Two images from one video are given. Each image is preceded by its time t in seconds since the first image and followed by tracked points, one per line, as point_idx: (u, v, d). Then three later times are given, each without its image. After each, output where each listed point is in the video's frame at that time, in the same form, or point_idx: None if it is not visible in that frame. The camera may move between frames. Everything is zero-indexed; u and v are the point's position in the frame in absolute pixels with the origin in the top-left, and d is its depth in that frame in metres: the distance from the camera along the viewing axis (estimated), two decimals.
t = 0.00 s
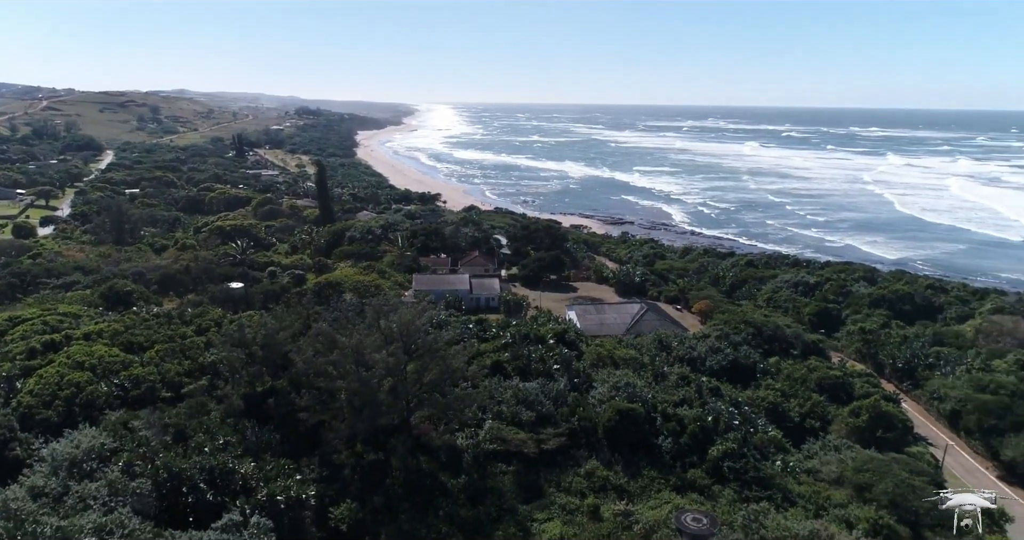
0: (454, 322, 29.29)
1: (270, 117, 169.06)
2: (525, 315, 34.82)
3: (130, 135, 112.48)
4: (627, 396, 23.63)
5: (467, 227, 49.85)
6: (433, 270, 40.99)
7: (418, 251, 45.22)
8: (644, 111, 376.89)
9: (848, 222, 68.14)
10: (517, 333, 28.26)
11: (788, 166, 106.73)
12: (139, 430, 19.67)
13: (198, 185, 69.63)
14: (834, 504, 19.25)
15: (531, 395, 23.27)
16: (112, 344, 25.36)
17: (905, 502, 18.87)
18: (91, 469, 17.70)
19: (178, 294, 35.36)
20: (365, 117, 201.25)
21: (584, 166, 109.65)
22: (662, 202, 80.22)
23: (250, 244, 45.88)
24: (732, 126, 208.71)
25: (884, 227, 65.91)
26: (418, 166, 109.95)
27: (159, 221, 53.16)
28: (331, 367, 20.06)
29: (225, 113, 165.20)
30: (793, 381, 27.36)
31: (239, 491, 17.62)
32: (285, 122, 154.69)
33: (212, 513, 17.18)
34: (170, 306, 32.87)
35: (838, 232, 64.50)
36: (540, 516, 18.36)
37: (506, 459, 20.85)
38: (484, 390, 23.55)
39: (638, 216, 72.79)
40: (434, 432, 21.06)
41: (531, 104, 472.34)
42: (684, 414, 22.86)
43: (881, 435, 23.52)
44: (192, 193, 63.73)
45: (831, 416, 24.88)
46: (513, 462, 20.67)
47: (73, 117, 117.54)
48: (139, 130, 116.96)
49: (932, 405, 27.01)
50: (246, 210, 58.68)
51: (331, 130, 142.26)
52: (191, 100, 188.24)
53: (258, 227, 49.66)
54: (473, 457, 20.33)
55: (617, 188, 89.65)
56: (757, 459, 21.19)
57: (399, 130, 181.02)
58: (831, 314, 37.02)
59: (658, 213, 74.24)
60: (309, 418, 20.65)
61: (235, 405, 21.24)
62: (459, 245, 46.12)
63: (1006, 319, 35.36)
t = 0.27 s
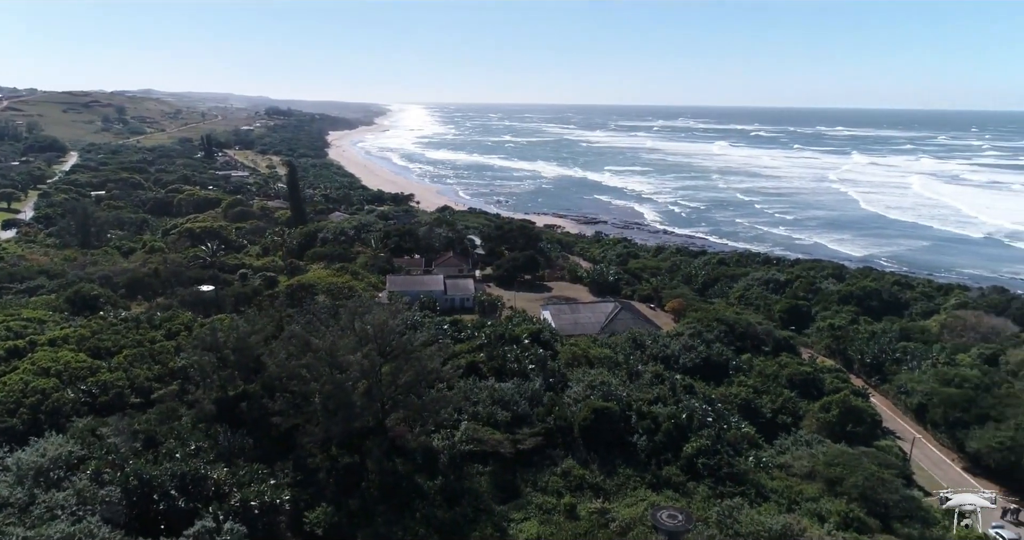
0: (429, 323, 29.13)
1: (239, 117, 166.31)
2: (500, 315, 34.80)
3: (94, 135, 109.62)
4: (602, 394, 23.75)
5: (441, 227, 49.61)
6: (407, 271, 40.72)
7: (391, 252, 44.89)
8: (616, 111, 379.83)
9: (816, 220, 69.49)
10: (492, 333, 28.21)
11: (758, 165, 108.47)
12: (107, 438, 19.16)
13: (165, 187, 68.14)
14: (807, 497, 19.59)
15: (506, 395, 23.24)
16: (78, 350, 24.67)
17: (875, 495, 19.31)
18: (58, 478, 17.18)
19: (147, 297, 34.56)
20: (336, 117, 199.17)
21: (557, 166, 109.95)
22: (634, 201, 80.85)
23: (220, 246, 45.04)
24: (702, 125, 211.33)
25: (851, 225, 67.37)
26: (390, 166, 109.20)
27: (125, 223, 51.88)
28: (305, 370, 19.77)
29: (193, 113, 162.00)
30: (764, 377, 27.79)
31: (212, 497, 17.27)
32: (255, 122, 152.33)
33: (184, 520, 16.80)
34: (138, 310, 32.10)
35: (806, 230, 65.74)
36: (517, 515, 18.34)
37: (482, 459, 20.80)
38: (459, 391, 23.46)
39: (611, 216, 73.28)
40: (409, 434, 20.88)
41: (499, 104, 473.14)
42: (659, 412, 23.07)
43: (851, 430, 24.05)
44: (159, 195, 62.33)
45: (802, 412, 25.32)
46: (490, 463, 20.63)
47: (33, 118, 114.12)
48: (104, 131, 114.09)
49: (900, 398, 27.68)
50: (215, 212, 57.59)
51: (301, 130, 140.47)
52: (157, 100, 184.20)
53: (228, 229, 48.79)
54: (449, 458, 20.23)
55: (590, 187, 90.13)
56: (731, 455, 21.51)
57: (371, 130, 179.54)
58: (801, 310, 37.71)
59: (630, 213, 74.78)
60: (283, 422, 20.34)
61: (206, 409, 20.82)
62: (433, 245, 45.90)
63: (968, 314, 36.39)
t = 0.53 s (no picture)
0: (403, 324, 28.92)
1: (207, 117, 163.43)
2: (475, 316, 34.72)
3: (56, 136, 106.65)
4: (577, 394, 23.84)
5: (414, 227, 49.33)
6: (381, 273, 40.41)
7: (365, 254, 44.51)
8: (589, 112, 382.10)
9: (785, 219, 70.71)
10: (467, 334, 28.11)
11: (728, 164, 110.04)
12: (74, 446, 18.66)
13: (132, 189, 66.61)
14: (779, 492, 19.91)
15: (482, 396, 23.19)
16: (42, 356, 23.98)
17: (845, 489, 19.70)
18: (22, 488, 16.68)
19: (114, 302, 33.74)
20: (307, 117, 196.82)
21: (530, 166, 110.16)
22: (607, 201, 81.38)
23: (190, 249, 44.18)
24: (673, 125, 213.64)
25: (819, 223, 68.70)
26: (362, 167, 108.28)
27: (90, 226, 50.58)
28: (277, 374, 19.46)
29: (159, 113, 158.67)
30: (737, 374, 28.18)
31: (183, 504, 16.92)
32: (223, 122, 149.80)
33: (155, 528, 16.43)
34: (105, 315, 31.32)
35: (776, 229, 66.87)
36: (493, 516, 18.29)
37: (458, 461, 20.71)
38: (434, 393, 23.33)
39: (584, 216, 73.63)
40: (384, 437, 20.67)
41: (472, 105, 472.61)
42: (633, 410, 23.24)
43: (821, 425, 24.54)
44: (125, 197, 60.90)
45: (774, 408, 25.74)
46: (466, 464, 20.55)
47: None
48: (67, 132, 111.11)
49: (868, 393, 28.29)
50: (184, 213, 56.48)
51: (271, 131, 138.54)
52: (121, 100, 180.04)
53: (198, 231, 47.88)
54: (424, 460, 20.09)
55: (562, 187, 90.47)
56: (706, 452, 21.76)
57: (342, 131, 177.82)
58: (772, 308, 38.34)
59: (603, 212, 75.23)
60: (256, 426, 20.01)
61: (176, 415, 20.39)
62: (406, 246, 45.63)
63: (932, 309, 37.36)
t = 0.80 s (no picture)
0: (380, 326, 28.72)
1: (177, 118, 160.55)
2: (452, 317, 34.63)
3: (20, 138, 103.87)
4: (556, 393, 23.91)
5: (391, 228, 49.04)
6: (357, 274, 40.11)
7: (340, 255, 44.13)
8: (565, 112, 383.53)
9: (759, 218, 71.72)
10: (445, 335, 28.00)
11: (702, 164, 111.24)
12: (44, 454, 18.22)
13: (100, 191, 65.17)
14: (755, 488, 20.17)
15: (460, 397, 23.12)
16: (9, 363, 23.35)
17: (820, 483, 20.04)
18: None
19: (84, 306, 32.97)
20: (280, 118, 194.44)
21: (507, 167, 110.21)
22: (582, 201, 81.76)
23: (162, 252, 43.37)
24: (648, 125, 215.44)
25: (791, 222, 69.80)
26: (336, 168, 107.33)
27: (57, 229, 49.36)
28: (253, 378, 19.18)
29: (127, 114, 155.44)
30: (713, 371, 28.50)
31: (158, 512, 16.62)
32: (193, 123, 147.28)
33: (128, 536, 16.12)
34: (74, 320, 30.60)
35: (749, 228, 67.78)
36: (473, 518, 18.25)
37: (436, 462, 20.63)
38: (411, 395, 23.20)
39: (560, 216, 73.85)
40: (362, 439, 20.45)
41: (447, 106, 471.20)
42: (612, 409, 23.39)
43: (796, 420, 24.96)
44: (92, 199, 59.53)
45: (749, 405, 26.09)
46: (445, 465, 20.48)
47: None
48: (33, 133, 108.44)
49: (841, 389, 28.79)
50: (154, 216, 55.41)
51: (243, 131, 136.63)
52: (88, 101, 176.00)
53: (169, 233, 47.03)
54: (402, 463, 19.94)
55: (538, 187, 90.71)
56: (683, 450, 21.99)
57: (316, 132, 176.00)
58: (747, 306, 38.84)
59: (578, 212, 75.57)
60: (231, 431, 19.71)
61: (149, 421, 20.01)
62: (382, 247, 45.35)
63: (901, 305, 38.17)
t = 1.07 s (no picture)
0: (356, 328, 28.52)
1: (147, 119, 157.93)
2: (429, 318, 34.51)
3: None
4: (533, 394, 23.93)
5: (366, 230, 48.72)
6: (332, 276, 39.81)
7: (314, 257, 43.78)
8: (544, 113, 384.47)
9: (735, 217, 72.45)
10: (421, 337, 27.90)
11: (678, 163, 112.18)
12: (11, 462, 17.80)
13: (67, 193, 63.84)
14: (731, 485, 20.38)
15: (437, 398, 23.05)
16: None
17: (794, 479, 20.31)
18: None
19: (51, 311, 32.29)
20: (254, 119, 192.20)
21: (485, 167, 110.10)
22: (558, 200, 82.03)
23: (131, 255, 42.63)
24: (625, 126, 216.77)
25: (767, 221, 70.62)
26: (311, 169, 106.44)
27: (22, 233, 48.25)
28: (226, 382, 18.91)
29: (95, 115, 152.46)
30: (688, 370, 28.73)
31: (130, 519, 16.33)
32: (165, 124, 144.93)
33: None
34: (41, 325, 29.94)
35: (725, 227, 68.46)
36: (451, 519, 18.19)
37: (414, 465, 20.54)
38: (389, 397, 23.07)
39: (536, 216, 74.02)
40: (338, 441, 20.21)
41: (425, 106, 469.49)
42: (589, 409, 23.48)
43: (770, 417, 25.26)
44: (59, 202, 58.31)
45: (724, 402, 26.33)
46: (422, 467, 20.39)
47: None
48: None
49: (814, 385, 29.18)
50: (124, 218, 54.44)
51: (216, 132, 134.82)
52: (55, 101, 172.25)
53: (139, 236, 46.24)
54: (379, 465, 19.80)
55: (514, 187, 90.87)
56: (660, 448, 22.16)
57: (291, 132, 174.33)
58: (721, 305, 39.22)
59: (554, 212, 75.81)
60: (204, 436, 19.43)
61: (121, 427, 19.66)
62: (357, 249, 45.08)
63: (871, 302, 38.83)
